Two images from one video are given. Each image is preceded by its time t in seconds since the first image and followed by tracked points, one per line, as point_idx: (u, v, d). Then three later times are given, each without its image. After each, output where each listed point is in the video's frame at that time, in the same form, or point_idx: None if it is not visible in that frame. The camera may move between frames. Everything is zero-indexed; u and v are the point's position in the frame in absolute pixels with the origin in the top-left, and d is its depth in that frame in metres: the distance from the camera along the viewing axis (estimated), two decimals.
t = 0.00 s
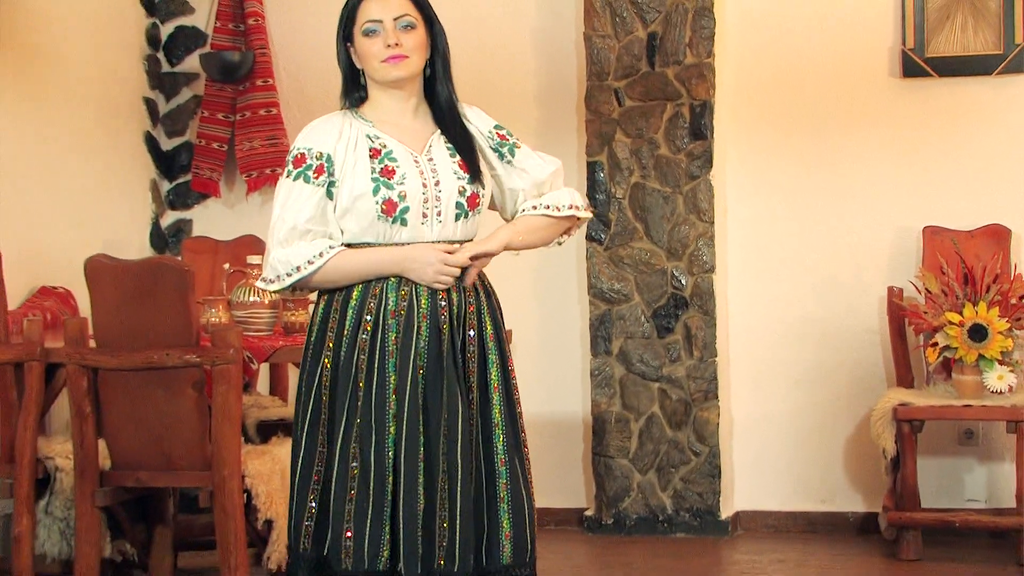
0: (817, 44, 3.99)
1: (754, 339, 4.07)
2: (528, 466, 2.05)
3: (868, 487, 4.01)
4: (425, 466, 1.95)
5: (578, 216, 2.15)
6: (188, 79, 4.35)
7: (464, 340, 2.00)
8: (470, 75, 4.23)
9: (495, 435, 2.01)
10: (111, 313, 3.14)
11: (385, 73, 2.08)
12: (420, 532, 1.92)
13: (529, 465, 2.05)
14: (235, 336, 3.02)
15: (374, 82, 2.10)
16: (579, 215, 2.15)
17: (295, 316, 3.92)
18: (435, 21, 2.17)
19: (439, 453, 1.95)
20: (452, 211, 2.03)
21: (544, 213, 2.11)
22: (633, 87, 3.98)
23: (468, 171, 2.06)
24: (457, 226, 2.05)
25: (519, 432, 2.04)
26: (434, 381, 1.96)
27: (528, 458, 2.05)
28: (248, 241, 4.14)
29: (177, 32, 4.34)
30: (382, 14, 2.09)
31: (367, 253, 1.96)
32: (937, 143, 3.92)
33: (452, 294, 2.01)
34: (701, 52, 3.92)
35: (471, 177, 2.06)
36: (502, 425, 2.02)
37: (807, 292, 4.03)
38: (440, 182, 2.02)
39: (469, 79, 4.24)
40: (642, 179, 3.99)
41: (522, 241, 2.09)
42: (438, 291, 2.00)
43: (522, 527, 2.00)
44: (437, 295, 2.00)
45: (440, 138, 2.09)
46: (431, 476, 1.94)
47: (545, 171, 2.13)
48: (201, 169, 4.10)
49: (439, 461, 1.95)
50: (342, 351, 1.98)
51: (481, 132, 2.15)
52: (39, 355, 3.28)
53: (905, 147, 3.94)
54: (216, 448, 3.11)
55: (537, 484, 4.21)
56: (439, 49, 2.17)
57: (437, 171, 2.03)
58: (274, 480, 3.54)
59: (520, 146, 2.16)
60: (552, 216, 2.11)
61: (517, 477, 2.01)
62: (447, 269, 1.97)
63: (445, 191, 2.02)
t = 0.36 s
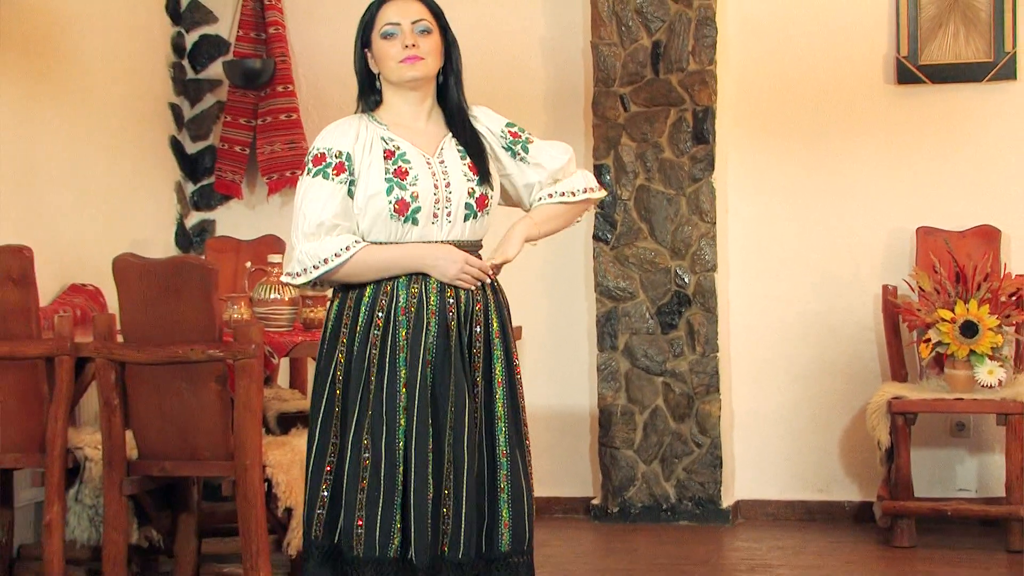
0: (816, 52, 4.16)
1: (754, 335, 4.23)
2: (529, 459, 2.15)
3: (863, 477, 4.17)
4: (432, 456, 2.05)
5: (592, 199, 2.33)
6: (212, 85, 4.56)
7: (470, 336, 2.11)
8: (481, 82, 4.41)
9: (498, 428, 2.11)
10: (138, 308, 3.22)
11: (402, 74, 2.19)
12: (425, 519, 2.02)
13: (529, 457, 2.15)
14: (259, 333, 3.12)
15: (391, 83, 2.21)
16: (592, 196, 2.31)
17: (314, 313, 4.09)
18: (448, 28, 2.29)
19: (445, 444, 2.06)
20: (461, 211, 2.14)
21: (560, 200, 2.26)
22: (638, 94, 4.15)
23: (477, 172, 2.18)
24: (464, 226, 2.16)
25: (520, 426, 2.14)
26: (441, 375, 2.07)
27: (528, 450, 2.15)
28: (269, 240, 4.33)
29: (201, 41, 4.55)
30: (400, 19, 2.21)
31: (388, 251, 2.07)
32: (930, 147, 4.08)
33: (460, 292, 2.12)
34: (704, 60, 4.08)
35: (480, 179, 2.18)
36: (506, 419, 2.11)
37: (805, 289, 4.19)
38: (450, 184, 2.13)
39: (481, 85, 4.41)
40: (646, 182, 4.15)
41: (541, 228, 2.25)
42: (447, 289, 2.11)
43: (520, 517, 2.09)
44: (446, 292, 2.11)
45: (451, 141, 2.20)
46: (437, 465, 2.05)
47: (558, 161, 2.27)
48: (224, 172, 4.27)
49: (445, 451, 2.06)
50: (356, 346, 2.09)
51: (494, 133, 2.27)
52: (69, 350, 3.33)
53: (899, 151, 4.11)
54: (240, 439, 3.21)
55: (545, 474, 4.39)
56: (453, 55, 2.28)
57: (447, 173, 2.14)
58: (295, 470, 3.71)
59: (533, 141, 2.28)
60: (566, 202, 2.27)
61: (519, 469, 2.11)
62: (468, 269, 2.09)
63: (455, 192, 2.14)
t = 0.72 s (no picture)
0: (815, 60, 4.33)
1: (755, 332, 4.40)
2: (532, 449, 2.19)
3: (859, 469, 4.34)
4: (426, 447, 2.16)
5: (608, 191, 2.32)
6: (235, 91, 4.79)
7: (465, 331, 2.20)
8: (493, 88, 4.59)
9: (495, 420, 2.17)
10: (163, 305, 3.36)
11: (417, 81, 2.30)
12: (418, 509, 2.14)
13: (531, 448, 2.19)
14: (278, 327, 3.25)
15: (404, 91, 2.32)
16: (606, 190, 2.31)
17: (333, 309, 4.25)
18: (470, 42, 2.39)
19: (439, 435, 2.16)
20: (455, 211, 2.23)
21: (570, 199, 2.29)
22: (644, 100, 4.32)
23: (472, 172, 2.24)
24: (460, 225, 2.24)
25: (521, 418, 2.19)
26: (435, 369, 2.17)
27: (531, 441, 2.19)
28: (289, 240, 4.51)
29: (225, 49, 4.79)
30: (423, 27, 2.31)
31: (383, 252, 2.21)
32: (925, 151, 4.25)
33: (455, 289, 2.21)
34: (707, 67, 4.25)
35: (475, 178, 2.24)
36: (503, 410, 2.18)
37: (804, 288, 4.36)
38: (444, 185, 2.22)
39: (493, 91, 4.59)
40: (652, 184, 4.32)
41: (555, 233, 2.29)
42: (440, 286, 2.21)
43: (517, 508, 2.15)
44: (441, 289, 2.21)
45: (454, 142, 2.28)
46: (431, 455, 2.16)
47: (564, 158, 2.28)
48: (247, 174, 4.48)
49: (438, 442, 2.16)
50: (358, 343, 2.23)
51: (502, 134, 2.32)
52: (98, 345, 3.42)
53: (895, 155, 4.27)
54: (261, 431, 3.32)
55: (555, 464, 4.57)
56: (472, 68, 2.38)
57: (442, 174, 2.23)
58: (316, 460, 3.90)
59: (540, 140, 2.31)
60: (577, 200, 2.29)
61: (515, 459, 2.16)
62: (459, 265, 2.19)
63: (448, 193, 2.22)
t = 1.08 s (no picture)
0: (814, 68, 4.50)
1: (756, 329, 4.58)
2: (525, 441, 2.27)
3: (856, 461, 4.51)
4: (420, 438, 2.28)
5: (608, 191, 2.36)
6: (257, 97, 5.00)
7: (458, 328, 2.30)
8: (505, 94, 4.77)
9: (486, 413, 2.27)
10: (188, 302, 3.56)
11: (429, 89, 2.40)
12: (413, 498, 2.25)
13: (524, 440, 2.26)
14: (298, 324, 3.42)
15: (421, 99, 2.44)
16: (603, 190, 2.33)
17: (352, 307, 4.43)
18: (488, 49, 2.46)
19: (431, 427, 2.27)
20: (449, 213, 2.32)
21: (568, 200, 2.33)
22: (650, 106, 4.49)
23: (465, 175, 2.32)
24: (455, 226, 2.33)
25: (514, 410, 2.27)
26: (429, 365, 2.29)
27: (525, 433, 2.27)
28: (309, 241, 4.70)
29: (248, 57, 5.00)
30: (437, 38, 2.40)
31: (383, 253, 2.35)
32: (920, 155, 4.41)
33: (448, 288, 2.32)
34: (710, 75, 4.42)
35: (469, 181, 2.32)
36: (495, 404, 2.27)
37: (803, 286, 4.53)
38: (438, 188, 2.32)
39: (505, 98, 4.77)
40: (657, 187, 4.50)
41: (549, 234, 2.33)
42: (434, 285, 2.32)
43: (508, 498, 2.24)
44: (434, 288, 2.32)
45: (459, 146, 2.37)
46: (425, 447, 2.27)
47: (559, 160, 2.32)
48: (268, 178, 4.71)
49: (431, 434, 2.27)
50: (364, 339, 2.38)
51: (506, 137, 2.37)
52: (126, 340, 3.63)
53: (891, 159, 4.43)
54: (282, 424, 3.49)
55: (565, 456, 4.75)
56: (489, 78, 2.45)
57: (438, 177, 2.33)
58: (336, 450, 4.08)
59: (541, 143, 2.35)
60: (574, 200, 2.33)
61: (506, 451, 2.25)
62: (451, 264, 2.29)
63: (442, 195, 2.32)
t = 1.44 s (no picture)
0: (815, 75, 4.68)
1: (756, 327, 4.77)
2: (528, 438, 2.36)
3: (856, 454, 4.69)
4: (428, 432, 2.39)
5: (608, 208, 2.46)
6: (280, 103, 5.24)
7: (464, 328, 2.40)
8: (517, 101, 4.95)
9: (490, 410, 2.36)
10: (214, 301, 3.75)
11: (441, 97, 2.51)
12: (421, 489, 2.36)
13: (527, 436, 2.35)
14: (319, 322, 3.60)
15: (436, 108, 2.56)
16: (602, 207, 2.43)
17: (370, 305, 4.60)
18: (500, 58, 2.56)
19: (438, 422, 2.38)
20: (456, 215, 2.43)
21: (570, 216, 2.43)
22: (657, 112, 4.67)
23: (472, 180, 2.42)
24: (463, 228, 2.43)
25: (517, 407, 2.36)
26: (437, 362, 2.40)
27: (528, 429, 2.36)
28: (329, 241, 4.90)
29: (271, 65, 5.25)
30: (449, 49, 2.52)
31: (395, 255, 2.48)
32: (917, 159, 4.58)
33: (456, 289, 2.42)
34: (715, 83, 4.60)
35: (475, 185, 2.42)
36: (499, 401, 2.36)
37: (803, 286, 4.71)
38: (446, 192, 2.43)
39: (517, 104, 4.96)
40: (664, 191, 4.67)
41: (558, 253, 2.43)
42: (444, 287, 2.43)
43: (511, 492, 2.33)
44: (443, 288, 2.43)
45: (468, 151, 2.47)
46: (433, 441, 2.38)
47: (562, 175, 2.42)
48: (290, 181, 4.94)
49: (438, 428, 2.38)
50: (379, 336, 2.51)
51: (512, 145, 2.46)
52: (153, 337, 3.79)
53: (888, 164, 4.61)
54: (303, 418, 3.67)
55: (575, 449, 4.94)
56: (501, 88, 2.55)
57: (447, 181, 2.44)
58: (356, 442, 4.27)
59: (546, 154, 2.43)
60: (576, 216, 2.44)
61: (508, 447, 2.34)
62: (455, 266, 2.39)
63: (449, 199, 2.43)
